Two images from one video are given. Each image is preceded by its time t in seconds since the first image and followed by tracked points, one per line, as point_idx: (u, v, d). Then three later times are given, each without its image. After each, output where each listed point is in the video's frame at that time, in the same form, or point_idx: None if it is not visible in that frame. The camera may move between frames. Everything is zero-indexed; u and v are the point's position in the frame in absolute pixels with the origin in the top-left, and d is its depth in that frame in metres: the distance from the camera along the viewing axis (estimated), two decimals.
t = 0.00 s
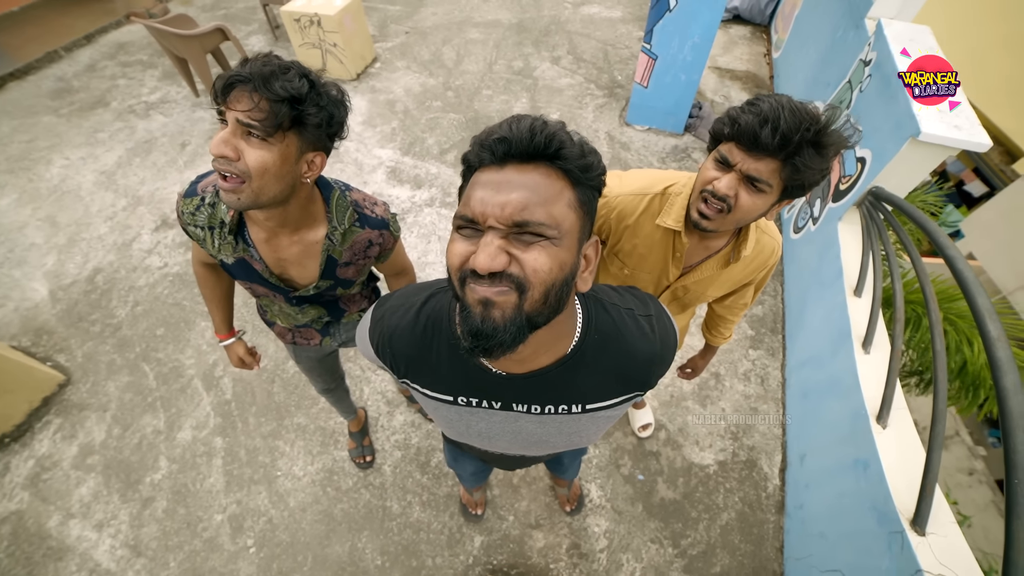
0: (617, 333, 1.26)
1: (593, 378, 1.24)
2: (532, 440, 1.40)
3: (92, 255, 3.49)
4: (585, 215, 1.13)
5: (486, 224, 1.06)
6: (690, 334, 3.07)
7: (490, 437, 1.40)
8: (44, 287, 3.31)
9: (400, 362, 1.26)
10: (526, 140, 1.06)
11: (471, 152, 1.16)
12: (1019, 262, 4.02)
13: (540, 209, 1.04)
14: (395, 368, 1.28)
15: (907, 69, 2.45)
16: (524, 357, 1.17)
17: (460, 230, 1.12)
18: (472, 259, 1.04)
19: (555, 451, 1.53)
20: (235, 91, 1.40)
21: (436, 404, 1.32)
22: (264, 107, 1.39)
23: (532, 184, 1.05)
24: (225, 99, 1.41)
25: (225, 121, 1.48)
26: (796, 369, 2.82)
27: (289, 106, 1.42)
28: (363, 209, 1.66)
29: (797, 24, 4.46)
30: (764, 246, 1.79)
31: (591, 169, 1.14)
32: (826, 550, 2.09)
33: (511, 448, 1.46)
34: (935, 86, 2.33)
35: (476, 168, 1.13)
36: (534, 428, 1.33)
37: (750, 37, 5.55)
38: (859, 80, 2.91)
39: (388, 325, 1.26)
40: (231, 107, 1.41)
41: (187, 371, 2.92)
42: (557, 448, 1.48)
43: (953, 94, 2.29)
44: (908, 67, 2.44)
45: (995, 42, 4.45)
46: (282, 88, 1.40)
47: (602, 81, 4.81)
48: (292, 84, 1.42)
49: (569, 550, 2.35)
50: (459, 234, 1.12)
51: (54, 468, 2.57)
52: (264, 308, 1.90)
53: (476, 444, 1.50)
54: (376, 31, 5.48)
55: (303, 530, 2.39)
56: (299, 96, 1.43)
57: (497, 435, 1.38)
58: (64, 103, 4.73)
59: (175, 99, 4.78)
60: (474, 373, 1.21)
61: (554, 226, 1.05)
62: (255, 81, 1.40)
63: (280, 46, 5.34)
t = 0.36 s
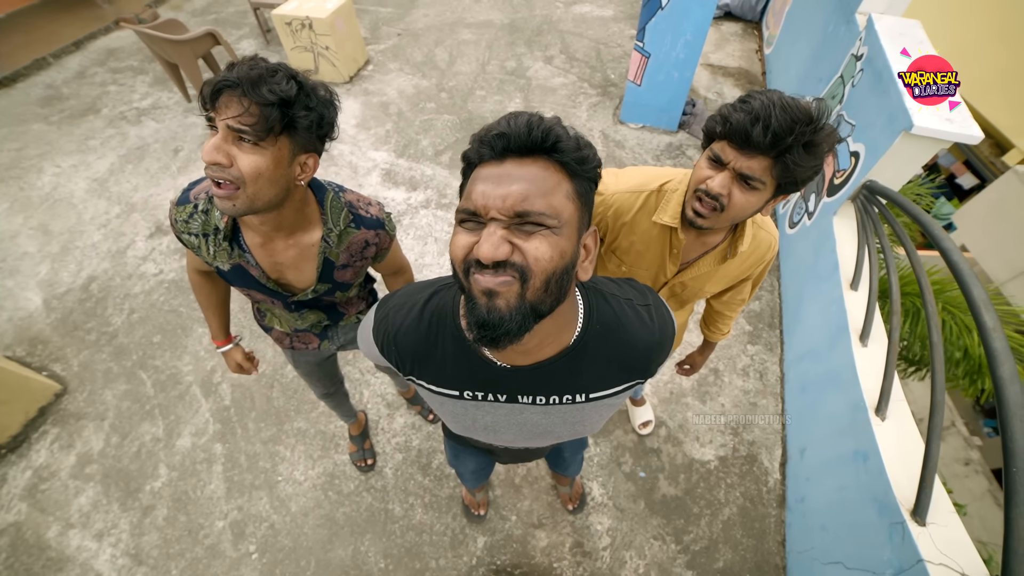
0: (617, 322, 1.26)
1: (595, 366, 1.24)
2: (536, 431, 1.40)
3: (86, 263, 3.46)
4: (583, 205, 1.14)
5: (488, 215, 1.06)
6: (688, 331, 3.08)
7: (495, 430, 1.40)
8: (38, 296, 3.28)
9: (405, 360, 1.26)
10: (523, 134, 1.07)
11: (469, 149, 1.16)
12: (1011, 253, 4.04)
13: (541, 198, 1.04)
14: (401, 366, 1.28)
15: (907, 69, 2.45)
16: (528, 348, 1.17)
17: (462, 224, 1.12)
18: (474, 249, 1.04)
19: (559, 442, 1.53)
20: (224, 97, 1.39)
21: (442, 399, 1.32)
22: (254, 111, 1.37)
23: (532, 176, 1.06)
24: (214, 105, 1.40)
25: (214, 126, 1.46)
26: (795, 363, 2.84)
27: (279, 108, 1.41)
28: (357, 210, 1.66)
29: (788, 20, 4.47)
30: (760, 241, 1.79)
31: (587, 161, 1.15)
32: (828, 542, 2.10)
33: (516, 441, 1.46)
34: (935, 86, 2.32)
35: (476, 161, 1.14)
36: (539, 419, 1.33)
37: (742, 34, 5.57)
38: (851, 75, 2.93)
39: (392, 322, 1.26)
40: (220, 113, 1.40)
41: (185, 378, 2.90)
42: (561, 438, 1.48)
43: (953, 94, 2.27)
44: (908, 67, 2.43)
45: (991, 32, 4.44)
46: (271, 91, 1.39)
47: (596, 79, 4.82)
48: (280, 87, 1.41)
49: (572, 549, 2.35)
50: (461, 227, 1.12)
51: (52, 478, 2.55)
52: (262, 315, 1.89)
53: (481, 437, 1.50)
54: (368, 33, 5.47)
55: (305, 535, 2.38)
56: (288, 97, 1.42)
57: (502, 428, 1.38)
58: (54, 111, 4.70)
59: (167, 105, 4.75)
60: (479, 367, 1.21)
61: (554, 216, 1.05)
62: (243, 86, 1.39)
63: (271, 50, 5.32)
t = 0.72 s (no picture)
0: (610, 300, 1.26)
1: (590, 346, 1.24)
2: (533, 417, 1.38)
3: (81, 262, 3.44)
4: (577, 182, 1.14)
5: (484, 188, 1.06)
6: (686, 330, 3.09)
7: (491, 417, 1.38)
8: (33, 296, 3.26)
9: (400, 344, 1.25)
10: (520, 110, 1.07)
11: (466, 129, 1.17)
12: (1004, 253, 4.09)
13: (537, 170, 1.05)
14: (396, 351, 1.26)
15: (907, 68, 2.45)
16: (523, 326, 1.16)
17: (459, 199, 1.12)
18: (471, 221, 1.04)
19: (556, 429, 1.52)
20: (217, 95, 1.38)
21: (437, 385, 1.30)
22: (249, 109, 1.36)
23: (528, 150, 1.06)
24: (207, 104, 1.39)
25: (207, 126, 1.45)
26: (792, 362, 2.85)
27: (274, 107, 1.40)
28: (353, 208, 1.65)
29: (786, 20, 4.48)
30: (757, 239, 1.80)
31: (581, 138, 1.15)
32: (826, 540, 2.11)
33: (513, 428, 1.44)
34: (935, 86, 2.32)
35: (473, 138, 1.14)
36: (535, 403, 1.32)
37: (739, 33, 5.58)
38: (847, 74, 2.94)
39: (386, 306, 1.25)
40: (213, 111, 1.38)
41: (182, 378, 2.89)
42: (558, 424, 1.47)
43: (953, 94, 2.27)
44: (908, 67, 2.43)
45: (992, 31, 4.42)
46: (265, 89, 1.38)
47: (593, 78, 4.82)
48: (273, 84, 1.40)
49: (570, 547, 2.36)
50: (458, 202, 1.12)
51: (47, 479, 2.53)
52: (257, 315, 1.88)
53: (478, 427, 1.48)
54: (365, 32, 5.45)
55: (303, 535, 2.37)
56: (282, 95, 1.41)
57: (498, 414, 1.36)
58: (48, 109, 4.66)
59: (163, 103, 4.72)
60: (474, 348, 1.20)
61: (550, 188, 1.05)
62: (237, 84, 1.38)
63: (268, 48, 5.30)
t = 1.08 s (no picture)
0: (604, 287, 1.27)
1: (585, 332, 1.23)
2: (531, 411, 1.36)
3: (78, 265, 3.43)
4: (568, 167, 1.15)
5: (475, 174, 1.06)
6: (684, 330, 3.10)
7: (490, 414, 1.36)
8: (30, 299, 3.25)
9: (394, 341, 1.24)
10: (508, 96, 1.08)
11: (456, 120, 1.17)
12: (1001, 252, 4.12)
13: (527, 155, 1.05)
14: (391, 348, 1.25)
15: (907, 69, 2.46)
16: (518, 314, 1.16)
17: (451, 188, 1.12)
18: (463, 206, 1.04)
19: (556, 425, 1.50)
20: (215, 100, 1.38)
21: (433, 382, 1.28)
22: (246, 114, 1.36)
23: (517, 136, 1.07)
24: (205, 109, 1.38)
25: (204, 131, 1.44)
26: (790, 362, 2.85)
27: (272, 111, 1.39)
28: (351, 211, 1.65)
29: (782, 21, 4.50)
30: (754, 239, 1.80)
31: (569, 124, 1.16)
32: (826, 540, 2.11)
33: (512, 426, 1.42)
34: (935, 86, 2.32)
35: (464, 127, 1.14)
36: (533, 396, 1.30)
37: (736, 35, 5.61)
38: (844, 76, 2.95)
39: (380, 301, 1.24)
40: (211, 115, 1.37)
41: (180, 381, 2.88)
42: (557, 419, 1.45)
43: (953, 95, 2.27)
44: (908, 68, 2.44)
45: (992, 32, 4.40)
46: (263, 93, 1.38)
47: (591, 80, 4.83)
48: (270, 89, 1.40)
49: (570, 549, 2.35)
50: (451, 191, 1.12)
51: (44, 484, 2.52)
52: (255, 321, 1.87)
53: (476, 426, 1.45)
54: (363, 34, 5.45)
55: (303, 538, 2.37)
56: (280, 100, 1.41)
57: (496, 410, 1.34)
58: (45, 112, 4.64)
59: (160, 105, 4.72)
60: (470, 339, 1.19)
61: (541, 173, 1.06)
62: (234, 89, 1.37)
63: (266, 50, 5.30)
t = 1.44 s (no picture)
0: (608, 272, 1.27)
1: (589, 318, 1.23)
2: (536, 404, 1.35)
3: (80, 267, 3.44)
4: (564, 147, 1.16)
5: (472, 155, 1.06)
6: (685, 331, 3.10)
7: (493, 407, 1.34)
8: (31, 302, 3.26)
9: (397, 331, 1.23)
10: (501, 77, 1.08)
11: (451, 108, 1.19)
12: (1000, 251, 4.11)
13: (523, 134, 1.06)
14: (392, 339, 1.24)
15: (908, 69, 2.46)
16: (522, 297, 1.16)
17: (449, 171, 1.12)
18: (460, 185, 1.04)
19: (563, 421, 1.48)
20: (209, 107, 1.37)
21: (436, 374, 1.27)
22: (242, 120, 1.36)
23: (513, 115, 1.08)
24: (200, 117, 1.38)
25: (199, 139, 1.44)
26: (791, 363, 2.85)
27: (267, 116, 1.40)
28: (348, 213, 1.66)
29: (781, 22, 4.50)
30: (753, 239, 1.80)
31: (563, 104, 1.16)
32: (828, 541, 2.10)
33: (517, 420, 1.40)
34: (935, 86, 2.32)
35: (460, 111, 1.15)
36: (538, 386, 1.28)
37: (735, 36, 5.61)
38: (842, 76, 2.96)
39: (381, 290, 1.25)
40: (206, 123, 1.37)
41: (180, 383, 2.88)
42: (562, 413, 1.42)
43: (953, 95, 2.27)
44: (908, 68, 2.44)
45: (991, 33, 4.41)
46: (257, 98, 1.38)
47: (591, 81, 4.84)
48: (264, 94, 1.40)
49: (571, 550, 2.35)
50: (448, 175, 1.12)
51: (46, 486, 2.52)
52: (254, 330, 1.87)
53: (480, 422, 1.43)
54: (363, 37, 5.47)
55: (303, 540, 2.37)
56: (275, 104, 1.41)
57: (501, 402, 1.32)
58: (47, 115, 4.66)
59: (161, 108, 4.73)
60: (473, 326, 1.19)
61: (536, 150, 1.07)
62: (229, 95, 1.37)
63: (266, 53, 5.32)
